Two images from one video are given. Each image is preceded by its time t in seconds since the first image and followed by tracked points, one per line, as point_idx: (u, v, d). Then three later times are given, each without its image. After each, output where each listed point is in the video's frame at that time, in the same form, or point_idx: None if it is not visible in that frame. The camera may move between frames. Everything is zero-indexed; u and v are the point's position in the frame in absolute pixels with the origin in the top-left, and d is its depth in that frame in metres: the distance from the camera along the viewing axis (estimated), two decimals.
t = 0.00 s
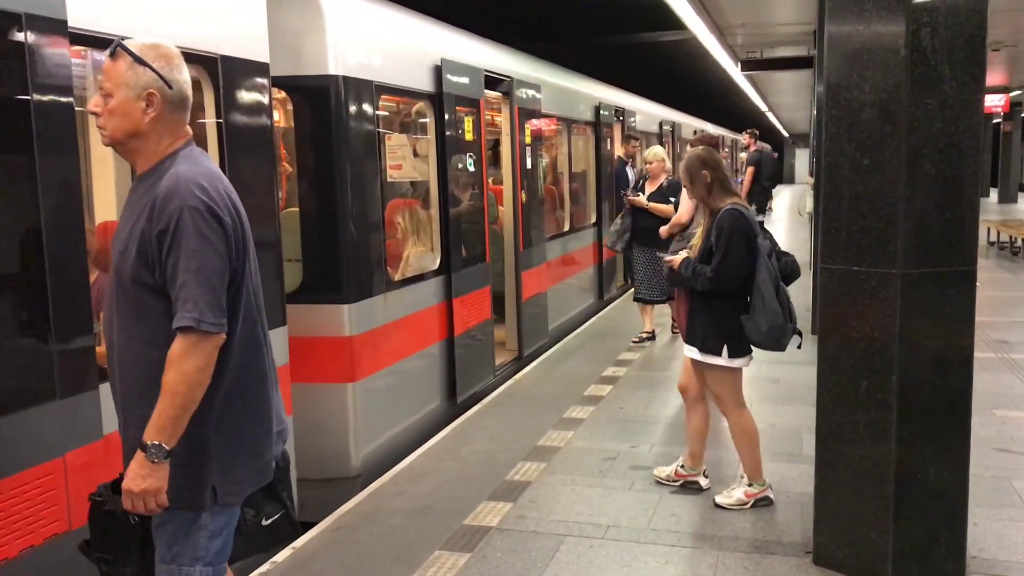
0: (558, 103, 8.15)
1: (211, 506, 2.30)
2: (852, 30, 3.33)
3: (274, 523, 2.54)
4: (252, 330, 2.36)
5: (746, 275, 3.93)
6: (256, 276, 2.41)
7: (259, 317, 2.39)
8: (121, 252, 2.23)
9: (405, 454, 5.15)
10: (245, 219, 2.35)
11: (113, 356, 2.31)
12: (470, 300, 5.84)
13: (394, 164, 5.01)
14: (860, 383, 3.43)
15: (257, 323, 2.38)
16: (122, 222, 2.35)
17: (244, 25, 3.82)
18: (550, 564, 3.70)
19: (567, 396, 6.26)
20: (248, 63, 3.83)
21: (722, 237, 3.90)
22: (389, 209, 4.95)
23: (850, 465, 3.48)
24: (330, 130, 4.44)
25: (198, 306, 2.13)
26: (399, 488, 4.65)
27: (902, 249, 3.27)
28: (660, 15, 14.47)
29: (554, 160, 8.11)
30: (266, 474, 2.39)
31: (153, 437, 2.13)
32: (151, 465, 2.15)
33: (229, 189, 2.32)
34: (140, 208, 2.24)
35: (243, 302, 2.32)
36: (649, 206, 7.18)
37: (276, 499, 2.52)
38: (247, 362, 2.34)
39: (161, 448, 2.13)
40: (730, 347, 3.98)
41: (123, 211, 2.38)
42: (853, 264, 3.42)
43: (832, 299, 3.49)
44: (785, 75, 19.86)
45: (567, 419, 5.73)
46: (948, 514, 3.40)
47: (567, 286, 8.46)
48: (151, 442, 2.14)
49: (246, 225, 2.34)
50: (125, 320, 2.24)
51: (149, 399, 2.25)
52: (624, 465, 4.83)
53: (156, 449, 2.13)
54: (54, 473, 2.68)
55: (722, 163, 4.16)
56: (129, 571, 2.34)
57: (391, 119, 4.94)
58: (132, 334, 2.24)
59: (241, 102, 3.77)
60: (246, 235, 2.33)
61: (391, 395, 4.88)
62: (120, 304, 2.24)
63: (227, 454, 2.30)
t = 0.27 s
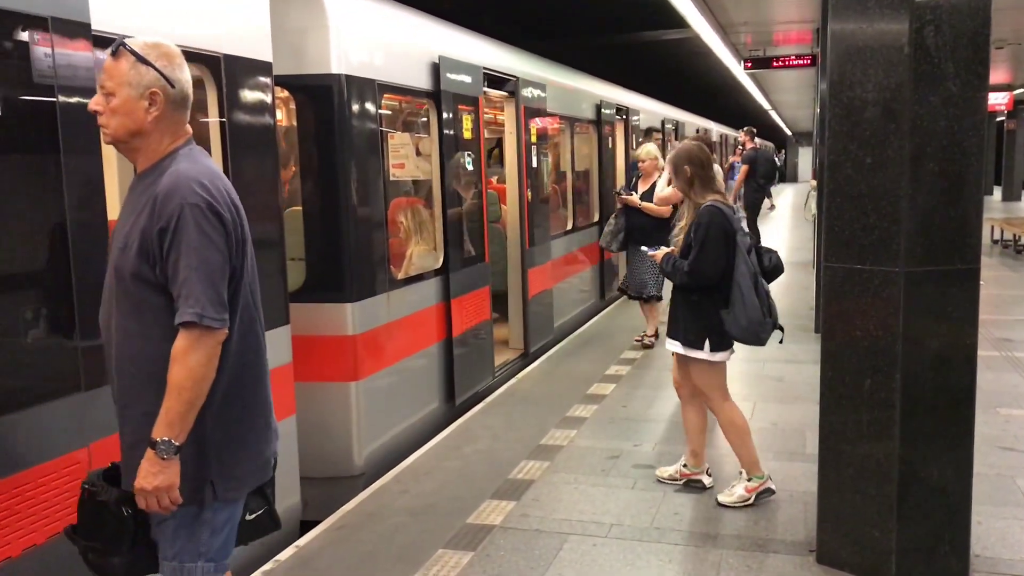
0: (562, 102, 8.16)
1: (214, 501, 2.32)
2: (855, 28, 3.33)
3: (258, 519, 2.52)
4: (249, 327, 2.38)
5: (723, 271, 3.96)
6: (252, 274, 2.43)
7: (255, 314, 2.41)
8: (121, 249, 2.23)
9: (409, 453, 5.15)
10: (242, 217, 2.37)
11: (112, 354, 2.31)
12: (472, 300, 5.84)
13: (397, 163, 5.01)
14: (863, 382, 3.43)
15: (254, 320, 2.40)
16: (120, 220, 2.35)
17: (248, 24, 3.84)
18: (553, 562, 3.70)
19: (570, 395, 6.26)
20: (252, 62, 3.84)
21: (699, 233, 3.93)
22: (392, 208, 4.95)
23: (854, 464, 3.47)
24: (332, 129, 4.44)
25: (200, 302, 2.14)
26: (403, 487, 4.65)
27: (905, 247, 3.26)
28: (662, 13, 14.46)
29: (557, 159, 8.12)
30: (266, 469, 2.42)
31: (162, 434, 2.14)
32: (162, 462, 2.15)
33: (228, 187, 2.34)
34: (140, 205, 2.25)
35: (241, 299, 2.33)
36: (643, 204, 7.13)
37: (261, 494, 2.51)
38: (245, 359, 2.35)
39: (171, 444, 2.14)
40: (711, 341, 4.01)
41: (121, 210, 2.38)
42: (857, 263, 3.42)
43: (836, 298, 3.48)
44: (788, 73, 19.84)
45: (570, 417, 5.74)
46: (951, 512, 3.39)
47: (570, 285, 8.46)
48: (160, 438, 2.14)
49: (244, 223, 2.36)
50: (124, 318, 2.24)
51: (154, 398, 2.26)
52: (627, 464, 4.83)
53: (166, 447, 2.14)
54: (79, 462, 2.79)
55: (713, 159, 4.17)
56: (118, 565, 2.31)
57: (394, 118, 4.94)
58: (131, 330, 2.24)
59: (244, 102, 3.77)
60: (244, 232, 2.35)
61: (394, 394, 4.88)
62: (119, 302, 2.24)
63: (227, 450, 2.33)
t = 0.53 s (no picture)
0: (563, 101, 8.16)
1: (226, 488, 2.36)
2: (856, 27, 3.32)
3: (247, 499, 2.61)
4: (252, 323, 2.44)
5: (698, 269, 4.04)
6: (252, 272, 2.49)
7: (257, 311, 2.47)
8: (134, 247, 2.25)
9: (411, 453, 5.15)
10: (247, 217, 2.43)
11: (118, 351, 2.32)
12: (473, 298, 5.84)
13: (398, 163, 5.01)
14: (865, 381, 3.43)
15: (256, 317, 2.46)
16: (124, 219, 2.36)
17: (249, 24, 3.84)
18: (555, 562, 3.70)
19: (572, 395, 6.26)
20: (253, 63, 3.85)
21: (674, 231, 4.01)
22: (394, 208, 4.95)
23: (857, 463, 3.47)
24: (334, 129, 4.44)
25: (219, 299, 2.19)
26: (405, 486, 4.65)
27: (908, 246, 3.26)
28: (664, 12, 14.44)
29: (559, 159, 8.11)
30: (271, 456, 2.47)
31: (172, 423, 2.18)
32: (169, 449, 2.19)
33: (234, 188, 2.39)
34: (152, 205, 2.27)
35: (248, 296, 2.39)
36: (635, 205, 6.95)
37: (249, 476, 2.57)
38: (250, 353, 2.41)
39: (180, 433, 2.18)
40: (686, 338, 4.07)
41: (123, 209, 2.39)
42: (859, 262, 3.41)
43: (838, 297, 3.48)
44: (789, 72, 19.80)
45: (572, 417, 5.73)
46: (953, 511, 3.39)
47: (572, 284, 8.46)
48: (169, 427, 2.18)
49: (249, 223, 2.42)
50: (134, 315, 2.26)
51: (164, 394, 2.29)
52: (629, 463, 4.83)
53: (176, 435, 2.18)
54: (104, 456, 2.87)
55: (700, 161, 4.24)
56: (141, 564, 2.34)
57: (395, 118, 4.94)
58: (143, 327, 2.26)
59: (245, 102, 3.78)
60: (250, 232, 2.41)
61: (396, 393, 4.88)
62: (129, 299, 2.26)
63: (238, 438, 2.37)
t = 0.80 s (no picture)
0: (563, 101, 8.15)
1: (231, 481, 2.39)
2: (856, 27, 3.32)
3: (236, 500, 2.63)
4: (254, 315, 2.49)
5: (677, 267, 4.12)
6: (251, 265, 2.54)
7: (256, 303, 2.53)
8: (145, 246, 2.26)
9: (411, 453, 5.15)
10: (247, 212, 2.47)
11: (126, 349, 2.32)
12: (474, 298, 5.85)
13: (398, 162, 5.00)
14: (865, 380, 3.43)
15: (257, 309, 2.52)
16: (128, 218, 2.36)
17: (249, 25, 3.84)
18: (555, 562, 3.70)
19: (573, 395, 6.26)
20: (253, 62, 3.84)
21: (654, 229, 4.11)
22: (394, 207, 4.95)
23: (856, 462, 3.47)
24: (333, 129, 4.44)
25: (238, 293, 2.25)
26: (405, 486, 4.65)
27: (908, 246, 3.26)
28: (664, 11, 14.42)
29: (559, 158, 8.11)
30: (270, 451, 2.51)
31: (203, 414, 2.26)
32: (202, 438, 2.27)
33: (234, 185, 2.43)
34: (162, 204, 2.28)
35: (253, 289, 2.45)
36: (626, 203, 6.72)
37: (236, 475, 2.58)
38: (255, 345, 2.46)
39: (211, 424, 2.26)
40: (662, 335, 4.13)
41: (124, 209, 2.39)
42: (859, 261, 3.41)
43: (838, 296, 3.47)
44: (789, 71, 19.79)
45: (572, 417, 5.73)
46: (953, 510, 3.39)
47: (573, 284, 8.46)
48: (201, 417, 2.26)
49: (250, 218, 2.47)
50: (147, 313, 2.28)
51: (167, 393, 2.31)
52: (629, 463, 4.83)
53: (208, 425, 2.26)
54: (118, 451, 2.92)
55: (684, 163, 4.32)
56: (136, 563, 2.36)
57: (395, 118, 4.94)
58: (157, 325, 2.28)
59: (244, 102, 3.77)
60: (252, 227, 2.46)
61: (396, 393, 4.88)
62: (143, 298, 2.27)
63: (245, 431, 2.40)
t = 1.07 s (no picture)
0: (563, 100, 8.16)
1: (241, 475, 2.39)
2: (856, 25, 3.32)
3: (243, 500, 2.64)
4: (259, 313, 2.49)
5: (654, 265, 4.16)
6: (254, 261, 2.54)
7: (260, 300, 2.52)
8: (148, 242, 2.26)
9: (412, 452, 5.15)
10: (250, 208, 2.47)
11: (129, 347, 2.32)
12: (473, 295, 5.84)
13: (398, 162, 5.00)
14: (865, 379, 3.42)
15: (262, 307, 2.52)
16: (130, 215, 2.36)
17: (250, 24, 3.85)
18: (555, 562, 3.70)
19: (573, 394, 6.26)
20: (253, 62, 3.85)
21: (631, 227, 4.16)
22: (394, 207, 4.95)
23: (857, 461, 3.46)
24: (333, 128, 4.44)
25: (242, 288, 2.25)
26: (405, 486, 4.65)
27: (908, 244, 3.26)
28: (664, 10, 14.41)
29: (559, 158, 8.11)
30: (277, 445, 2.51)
31: (207, 411, 2.24)
32: (208, 436, 2.26)
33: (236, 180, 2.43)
34: (165, 200, 2.28)
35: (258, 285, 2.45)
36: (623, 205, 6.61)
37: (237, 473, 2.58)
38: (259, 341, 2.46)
39: (217, 421, 2.25)
40: (641, 334, 4.18)
41: (128, 206, 2.39)
42: (859, 260, 3.41)
43: (838, 295, 3.47)
44: (788, 71, 19.79)
45: (573, 416, 5.73)
46: (953, 509, 3.39)
47: (573, 283, 8.47)
48: (206, 415, 2.25)
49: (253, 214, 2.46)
50: (152, 309, 2.28)
51: (169, 392, 2.31)
52: (629, 462, 4.83)
53: (213, 421, 2.24)
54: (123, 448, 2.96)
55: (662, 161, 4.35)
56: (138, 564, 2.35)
57: (394, 117, 4.94)
58: (162, 321, 2.28)
59: (245, 101, 3.78)
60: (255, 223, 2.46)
61: (396, 393, 4.88)
62: (147, 294, 2.27)
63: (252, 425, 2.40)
